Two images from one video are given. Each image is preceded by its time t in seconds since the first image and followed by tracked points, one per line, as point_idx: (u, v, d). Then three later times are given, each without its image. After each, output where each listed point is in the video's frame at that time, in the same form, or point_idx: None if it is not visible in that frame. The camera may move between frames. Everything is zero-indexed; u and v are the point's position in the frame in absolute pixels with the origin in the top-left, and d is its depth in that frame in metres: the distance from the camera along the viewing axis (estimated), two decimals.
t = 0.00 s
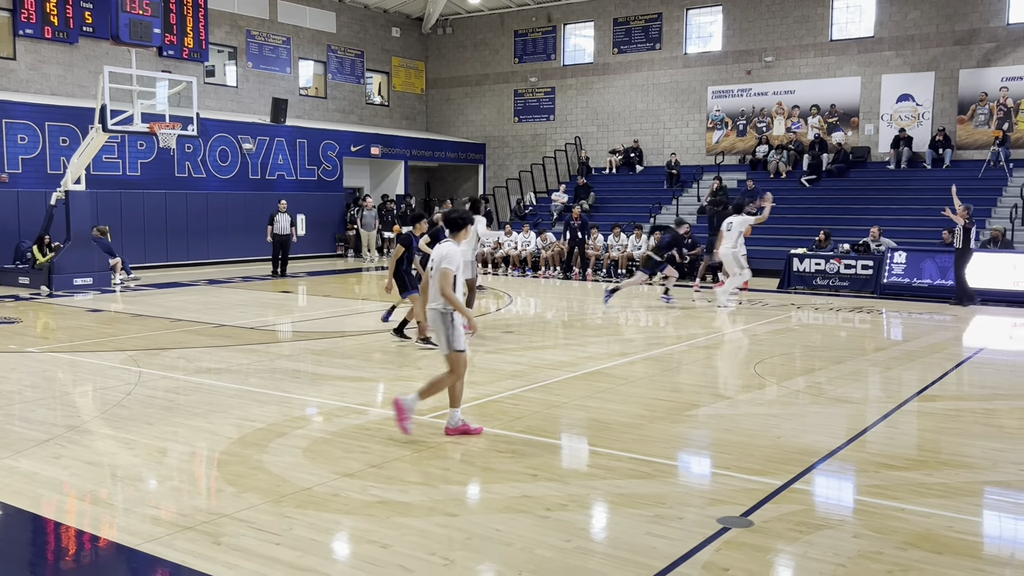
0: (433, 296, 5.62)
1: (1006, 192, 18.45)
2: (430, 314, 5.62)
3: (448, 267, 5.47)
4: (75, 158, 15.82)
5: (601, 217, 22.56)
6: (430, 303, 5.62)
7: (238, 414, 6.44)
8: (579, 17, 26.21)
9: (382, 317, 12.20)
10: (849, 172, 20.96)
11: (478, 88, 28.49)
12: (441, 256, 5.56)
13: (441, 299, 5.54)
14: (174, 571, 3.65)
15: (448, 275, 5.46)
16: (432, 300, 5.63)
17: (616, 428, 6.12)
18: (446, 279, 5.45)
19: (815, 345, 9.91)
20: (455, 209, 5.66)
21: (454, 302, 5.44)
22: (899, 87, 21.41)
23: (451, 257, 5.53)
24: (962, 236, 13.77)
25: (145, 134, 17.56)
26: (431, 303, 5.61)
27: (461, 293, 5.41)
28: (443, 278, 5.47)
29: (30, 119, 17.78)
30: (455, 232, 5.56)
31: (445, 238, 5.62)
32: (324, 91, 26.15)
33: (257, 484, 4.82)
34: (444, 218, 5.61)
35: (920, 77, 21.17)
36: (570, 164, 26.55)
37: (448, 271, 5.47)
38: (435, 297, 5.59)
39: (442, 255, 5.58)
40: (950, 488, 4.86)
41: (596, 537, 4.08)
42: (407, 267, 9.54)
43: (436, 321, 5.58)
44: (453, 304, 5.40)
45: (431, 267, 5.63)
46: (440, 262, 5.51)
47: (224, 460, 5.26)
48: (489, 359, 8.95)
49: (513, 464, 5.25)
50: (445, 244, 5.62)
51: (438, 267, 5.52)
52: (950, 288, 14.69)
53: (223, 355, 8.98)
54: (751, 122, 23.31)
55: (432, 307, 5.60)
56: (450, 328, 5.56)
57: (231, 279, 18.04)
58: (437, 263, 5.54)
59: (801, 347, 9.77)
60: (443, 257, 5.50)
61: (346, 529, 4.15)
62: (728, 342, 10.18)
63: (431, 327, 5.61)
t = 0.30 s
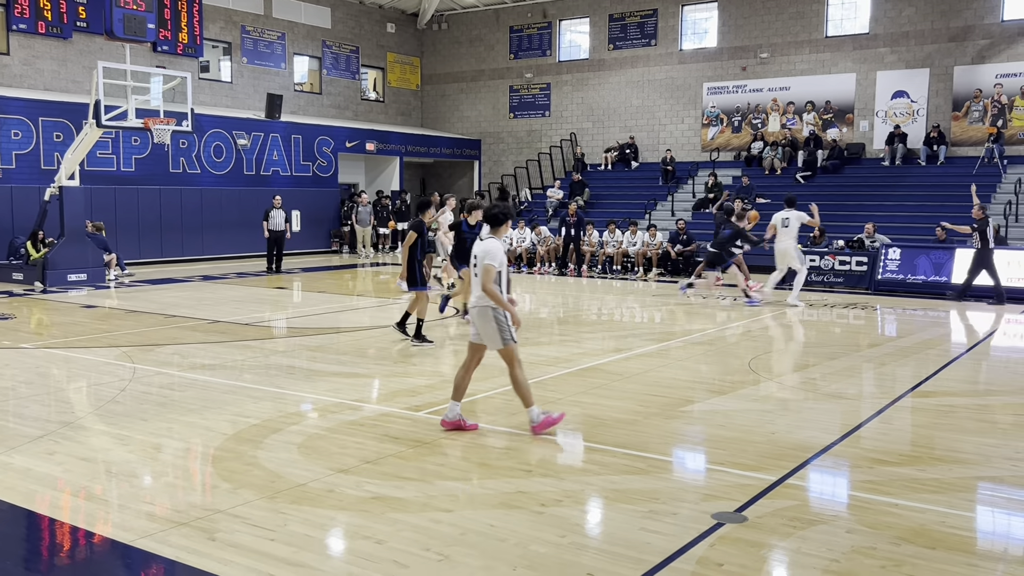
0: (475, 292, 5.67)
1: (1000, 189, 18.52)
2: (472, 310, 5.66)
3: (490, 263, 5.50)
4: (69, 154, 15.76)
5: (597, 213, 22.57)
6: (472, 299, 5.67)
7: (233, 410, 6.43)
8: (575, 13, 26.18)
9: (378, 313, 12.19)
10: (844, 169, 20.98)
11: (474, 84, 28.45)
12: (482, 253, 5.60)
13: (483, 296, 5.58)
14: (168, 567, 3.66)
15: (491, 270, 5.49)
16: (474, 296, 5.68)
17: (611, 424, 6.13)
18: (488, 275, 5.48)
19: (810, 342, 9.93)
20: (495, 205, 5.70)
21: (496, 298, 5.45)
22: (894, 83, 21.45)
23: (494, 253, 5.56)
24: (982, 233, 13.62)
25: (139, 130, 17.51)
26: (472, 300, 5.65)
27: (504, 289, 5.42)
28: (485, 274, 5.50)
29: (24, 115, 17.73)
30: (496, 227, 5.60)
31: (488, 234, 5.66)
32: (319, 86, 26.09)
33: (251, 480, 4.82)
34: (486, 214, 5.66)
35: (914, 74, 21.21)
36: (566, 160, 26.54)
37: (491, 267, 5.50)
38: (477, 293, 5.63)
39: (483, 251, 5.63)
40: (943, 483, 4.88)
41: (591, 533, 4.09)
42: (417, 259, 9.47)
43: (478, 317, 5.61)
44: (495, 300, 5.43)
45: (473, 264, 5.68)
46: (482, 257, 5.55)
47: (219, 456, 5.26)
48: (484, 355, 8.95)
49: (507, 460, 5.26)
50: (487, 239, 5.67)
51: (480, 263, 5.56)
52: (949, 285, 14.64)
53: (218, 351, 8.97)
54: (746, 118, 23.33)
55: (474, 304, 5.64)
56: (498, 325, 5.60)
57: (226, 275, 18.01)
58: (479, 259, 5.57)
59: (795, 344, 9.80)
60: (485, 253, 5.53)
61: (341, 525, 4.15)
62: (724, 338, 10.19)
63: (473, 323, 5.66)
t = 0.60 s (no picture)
0: (531, 286, 5.77)
1: (997, 185, 18.55)
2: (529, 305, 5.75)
3: (549, 255, 5.61)
4: (65, 150, 15.73)
5: (594, 210, 22.56)
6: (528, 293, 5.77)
7: (229, 406, 6.43)
8: (572, 9, 26.15)
9: (374, 309, 12.19)
10: (841, 166, 20.99)
11: (471, 80, 28.41)
12: (536, 247, 5.71)
13: (544, 289, 5.68)
14: (165, 563, 3.66)
15: (552, 263, 5.61)
16: (530, 290, 5.77)
17: (607, 421, 6.14)
18: (548, 268, 5.60)
19: (806, 338, 9.95)
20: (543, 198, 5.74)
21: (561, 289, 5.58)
22: (891, 80, 21.47)
23: (549, 246, 5.68)
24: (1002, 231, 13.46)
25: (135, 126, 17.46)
26: (530, 295, 5.74)
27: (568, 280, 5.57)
28: (546, 267, 5.61)
29: (19, 110, 17.66)
30: (546, 220, 5.74)
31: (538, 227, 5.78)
32: (315, 83, 26.04)
33: (248, 476, 4.82)
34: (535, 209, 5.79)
35: (911, 71, 21.22)
36: (563, 156, 26.55)
37: (550, 260, 5.62)
38: (534, 287, 5.73)
39: (536, 245, 5.74)
40: (939, 479, 4.90)
41: (587, 529, 4.09)
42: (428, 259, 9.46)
43: (538, 310, 5.70)
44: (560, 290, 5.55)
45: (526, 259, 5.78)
46: (539, 251, 5.65)
47: (216, 453, 5.26)
48: (482, 351, 8.96)
49: (504, 456, 5.26)
50: (538, 233, 5.79)
51: (538, 257, 5.66)
52: (949, 282, 14.57)
53: (214, 347, 8.97)
54: (743, 115, 23.32)
55: (532, 298, 5.74)
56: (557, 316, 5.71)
57: (222, 271, 17.99)
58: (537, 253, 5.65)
59: (792, 340, 9.81)
60: (542, 247, 5.64)
61: (338, 521, 4.15)
62: (721, 335, 10.21)
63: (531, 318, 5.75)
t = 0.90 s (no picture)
0: (576, 287, 5.81)
1: (996, 182, 18.57)
2: (579, 305, 5.79)
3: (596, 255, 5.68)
4: (64, 147, 15.72)
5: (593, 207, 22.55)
6: (576, 296, 5.79)
7: (229, 403, 6.44)
8: (571, 6, 26.14)
9: (374, 306, 12.18)
10: (840, 163, 21.02)
11: (470, 77, 28.40)
12: (580, 248, 5.77)
13: (594, 288, 5.74)
14: (166, 559, 3.66)
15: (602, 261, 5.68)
16: (576, 291, 5.81)
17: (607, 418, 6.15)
18: (600, 266, 5.64)
19: (806, 335, 9.96)
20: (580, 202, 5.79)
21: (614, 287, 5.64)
22: (891, 77, 21.47)
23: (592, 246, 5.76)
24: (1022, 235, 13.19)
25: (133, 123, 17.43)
26: (579, 296, 5.77)
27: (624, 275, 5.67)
28: (594, 266, 5.65)
29: (18, 107, 17.64)
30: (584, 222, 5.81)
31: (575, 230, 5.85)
32: (314, 80, 26.01)
33: (248, 472, 4.83)
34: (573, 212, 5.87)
35: (911, 68, 21.21)
36: (562, 153, 26.57)
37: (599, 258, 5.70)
38: (582, 288, 5.77)
39: (578, 247, 5.79)
40: (939, 476, 4.90)
41: (586, 525, 4.10)
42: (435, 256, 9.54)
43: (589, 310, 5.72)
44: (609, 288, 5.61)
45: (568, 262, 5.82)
46: (587, 252, 5.70)
47: (215, 449, 5.26)
48: (481, 348, 8.96)
49: (504, 452, 5.27)
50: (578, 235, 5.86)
51: (585, 257, 5.72)
52: (951, 280, 14.60)
53: (214, 344, 8.97)
54: (742, 112, 23.31)
55: (581, 299, 5.77)
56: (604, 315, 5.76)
57: (221, 268, 17.99)
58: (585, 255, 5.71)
59: (792, 337, 9.82)
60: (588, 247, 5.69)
61: (338, 517, 4.16)
62: (720, 332, 10.21)
63: (580, 318, 5.77)
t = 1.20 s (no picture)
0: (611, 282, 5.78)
1: (999, 180, 18.57)
2: (615, 300, 5.76)
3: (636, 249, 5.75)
4: (67, 145, 15.75)
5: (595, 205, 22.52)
6: (612, 290, 5.76)
7: (231, 401, 6.44)
8: (573, 4, 26.12)
9: (375, 304, 12.18)
10: (842, 162, 21.02)
11: (472, 76, 28.40)
12: (618, 243, 5.78)
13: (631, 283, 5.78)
14: (168, 557, 3.66)
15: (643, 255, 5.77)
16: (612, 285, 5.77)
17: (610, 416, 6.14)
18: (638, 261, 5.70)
19: (808, 334, 9.94)
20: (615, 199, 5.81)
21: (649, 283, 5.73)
22: (893, 75, 21.43)
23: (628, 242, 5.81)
24: None
25: (136, 121, 17.43)
26: (618, 291, 5.75)
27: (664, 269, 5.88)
28: (634, 260, 5.70)
29: (21, 106, 17.64)
30: (617, 218, 5.84)
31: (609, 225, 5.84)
32: (317, 78, 26.00)
33: (251, 471, 4.83)
34: (607, 208, 5.84)
35: (913, 66, 21.19)
36: (564, 152, 26.57)
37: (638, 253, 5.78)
38: (619, 283, 5.77)
39: (615, 242, 5.79)
40: (941, 475, 4.90)
41: (589, 524, 4.10)
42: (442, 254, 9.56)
43: (628, 304, 5.74)
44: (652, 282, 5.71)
45: (603, 257, 5.78)
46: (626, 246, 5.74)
47: (218, 448, 5.26)
48: (483, 347, 8.96)
49: (506, 451, 5.27)
50: (610, 231, 5.87)
51: (626, 252, 5.75)
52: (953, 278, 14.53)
53: (216, 342, 8.97)
54: (745, 111, 23.29)
55: (617, 294, 5.76)
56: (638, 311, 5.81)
57: (224, 266, 18.01)
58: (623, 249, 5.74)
59: (794, 335, 9.81)
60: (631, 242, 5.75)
61: (341, 516, 4.16)
62: (722, 330, 10.21)
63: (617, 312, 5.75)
